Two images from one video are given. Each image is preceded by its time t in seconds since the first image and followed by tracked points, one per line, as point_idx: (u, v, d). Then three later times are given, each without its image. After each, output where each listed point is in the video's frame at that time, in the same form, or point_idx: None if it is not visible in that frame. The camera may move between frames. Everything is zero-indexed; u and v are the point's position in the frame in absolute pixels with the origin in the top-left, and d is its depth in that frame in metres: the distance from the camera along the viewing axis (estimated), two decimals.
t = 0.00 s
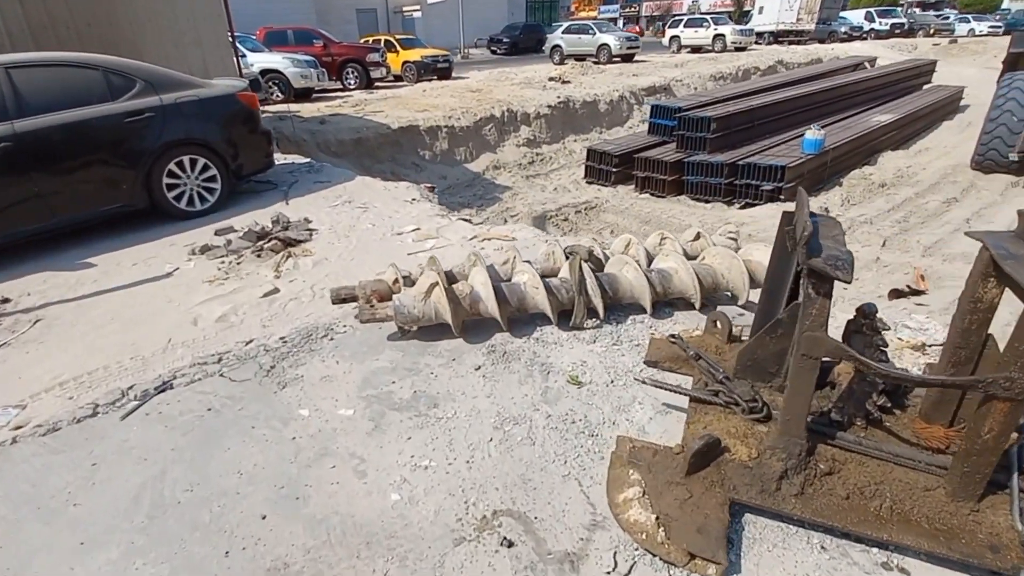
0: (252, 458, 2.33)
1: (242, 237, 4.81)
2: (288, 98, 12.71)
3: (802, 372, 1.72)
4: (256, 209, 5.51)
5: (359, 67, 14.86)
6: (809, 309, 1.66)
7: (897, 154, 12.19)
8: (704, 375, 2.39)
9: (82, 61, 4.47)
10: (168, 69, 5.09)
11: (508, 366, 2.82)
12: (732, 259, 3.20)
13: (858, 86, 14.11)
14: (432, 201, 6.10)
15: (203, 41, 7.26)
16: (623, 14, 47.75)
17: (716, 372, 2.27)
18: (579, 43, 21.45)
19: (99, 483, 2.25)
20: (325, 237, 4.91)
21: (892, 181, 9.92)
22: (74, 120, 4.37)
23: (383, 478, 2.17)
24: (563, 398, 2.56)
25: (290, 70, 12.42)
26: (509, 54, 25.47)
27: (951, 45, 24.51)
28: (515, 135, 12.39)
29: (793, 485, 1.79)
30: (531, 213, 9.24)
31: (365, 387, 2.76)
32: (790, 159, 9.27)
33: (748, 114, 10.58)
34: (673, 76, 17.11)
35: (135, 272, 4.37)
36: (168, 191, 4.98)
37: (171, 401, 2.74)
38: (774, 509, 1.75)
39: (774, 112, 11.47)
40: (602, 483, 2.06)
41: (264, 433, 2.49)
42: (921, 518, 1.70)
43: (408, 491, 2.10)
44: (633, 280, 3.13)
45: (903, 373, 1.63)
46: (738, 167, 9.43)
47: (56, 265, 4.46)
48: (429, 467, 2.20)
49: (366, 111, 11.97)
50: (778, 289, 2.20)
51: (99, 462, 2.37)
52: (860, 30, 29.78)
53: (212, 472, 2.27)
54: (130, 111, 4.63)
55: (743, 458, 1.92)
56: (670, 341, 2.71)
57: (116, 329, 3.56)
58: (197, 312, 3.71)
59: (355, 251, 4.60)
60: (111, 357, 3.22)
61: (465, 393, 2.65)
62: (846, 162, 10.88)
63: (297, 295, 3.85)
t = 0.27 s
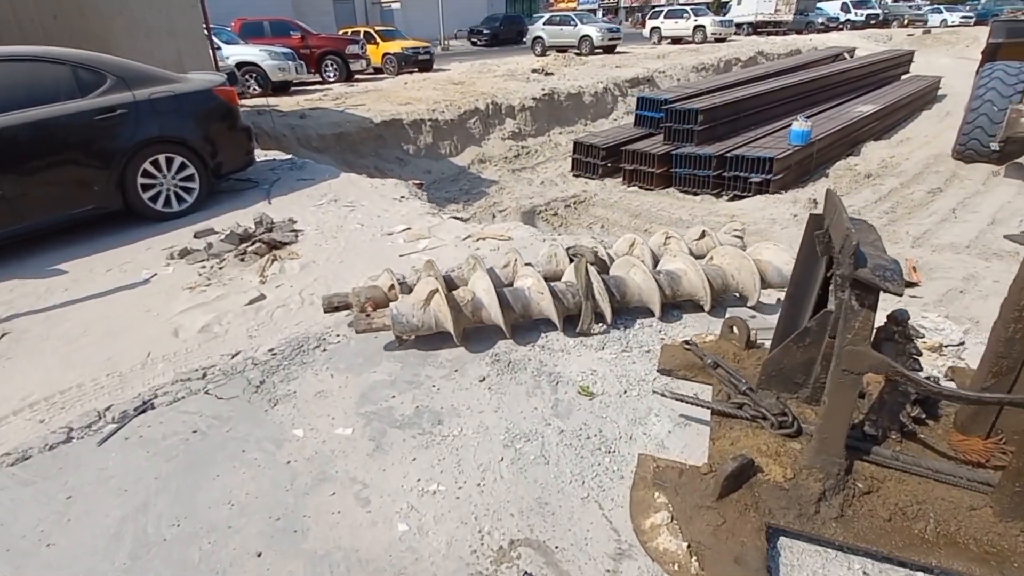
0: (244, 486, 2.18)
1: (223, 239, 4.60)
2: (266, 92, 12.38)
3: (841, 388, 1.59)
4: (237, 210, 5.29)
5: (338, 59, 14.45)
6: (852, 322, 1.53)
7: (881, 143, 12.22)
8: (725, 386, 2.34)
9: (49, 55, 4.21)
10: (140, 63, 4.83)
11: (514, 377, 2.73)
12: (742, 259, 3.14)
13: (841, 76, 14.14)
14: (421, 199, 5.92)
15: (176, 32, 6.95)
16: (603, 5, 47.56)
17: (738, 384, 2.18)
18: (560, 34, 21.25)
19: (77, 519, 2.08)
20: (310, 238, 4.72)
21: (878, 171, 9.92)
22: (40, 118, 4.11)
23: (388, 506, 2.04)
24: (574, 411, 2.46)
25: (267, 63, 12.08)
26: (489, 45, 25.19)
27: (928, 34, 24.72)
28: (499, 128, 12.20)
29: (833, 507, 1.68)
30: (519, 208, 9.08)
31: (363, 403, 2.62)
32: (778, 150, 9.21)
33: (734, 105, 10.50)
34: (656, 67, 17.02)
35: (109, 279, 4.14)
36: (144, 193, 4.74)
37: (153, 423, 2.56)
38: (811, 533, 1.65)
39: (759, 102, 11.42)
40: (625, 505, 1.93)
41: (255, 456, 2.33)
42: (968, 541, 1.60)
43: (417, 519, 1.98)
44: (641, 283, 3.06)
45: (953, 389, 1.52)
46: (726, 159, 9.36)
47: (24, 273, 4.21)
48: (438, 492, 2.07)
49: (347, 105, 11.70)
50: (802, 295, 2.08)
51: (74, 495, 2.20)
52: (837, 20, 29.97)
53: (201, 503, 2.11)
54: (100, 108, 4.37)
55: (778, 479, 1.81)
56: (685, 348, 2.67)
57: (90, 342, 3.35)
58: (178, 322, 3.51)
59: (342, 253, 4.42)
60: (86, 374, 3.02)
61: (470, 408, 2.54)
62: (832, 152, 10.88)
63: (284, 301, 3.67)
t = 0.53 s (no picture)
0: (225, 524, 1.99)
1: (192, 244, 4.33)
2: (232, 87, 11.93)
3: (881, 403, 1.48)
4: (207, 212, 5.01)
5: (305, 52, 14.00)
6: (894, 331, 1.41)
7: (855, 132, 12.29)
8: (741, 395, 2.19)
9: None
10: (95, 57, 4.50)
11: (512, 390, 2.57)
12: (744, 257, 3.05)
13: (814, 64, 14.20)
14: (400, 197, 5.70)
15: (132, 24, 6.58)
16: None
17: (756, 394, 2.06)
18: (532, 24, 20.99)
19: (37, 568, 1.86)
20: (286, 241, 4.47)
21: (854, 159, 9.97)
22: None
23: (385, 541, 1.87)
24: (580, 426, 2.31)
25: (231, 56, 11.63)
26: (460, 36, 24.79)
27: (893, 21, 25.04)
28: (475, 121, 11.97)
29: (872, 531, 1.57)
30: (498, 204, 8.89)
31: (351, 423, 2.43)
32: (757, 141, 9.06)
33: (711, 95, 10.42)
34: (630, 57, 16.92)
35: (69, 291, 3.86)
36: (104, 197, 4.44)
37: (121, 453, 2.34)
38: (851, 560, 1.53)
39: (736, 92, 11.38)
40: (644, 532, 1.80)
41: (236, 488, 2.13)
42: (1016, 563, 1.50)
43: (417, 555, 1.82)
44: (641, 285, 2.93)
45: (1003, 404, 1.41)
46: (705, 150, 9.26)
47: None
48: (440, 522, 1.92)
49: (317, 99, 11.33)
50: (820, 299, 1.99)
51: (35, 538, 1.98)
52: (804, 8, 30.24)
53: (178, 546, 1.91)
54: (53, 107, 4.06)
55: (810, 501, 1.68)
56: (691, 354, 2.54)
57: (49, 362, 3.09)
58: (146, 337, 3.26)
59: (320, 257, 4.19)
60: (44, 398, 2.76)
61: (467, 425, 2.36)
62: (808, 141, 10.90)
63: (260, 310, 3.44)
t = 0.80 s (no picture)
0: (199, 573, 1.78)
1: (154, 252, 4.04)
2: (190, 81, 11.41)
3: (930, 427, 1.49)
4: (170, 216, 4.71)
5: (266, 44, 13.49)
6: (949, 352, 1.39)
7: (824, 120, 12.38)
8: (757, 411, 2.26)
9: None
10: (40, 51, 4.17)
11: (509, 408, 2.43)
12: (745, 257, 3.11)
13: (783, 52, 14.26)
14: (374, 196, 5.46)
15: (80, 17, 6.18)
16: None
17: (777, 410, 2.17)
18: (499, 15, 20.67)
19: None
20: (256, 246, 4.22)
21: (826, 148, 10.04)
22: None
23: None
24: (584, 446, 2.21)
25: (189, 50, 11.11)
26: (425, 27, 24.32)
27: (854, 10, 25.40)
28: (446, 114, 11.70)
29: (917, 563, 1.60)
30: (474, 199, 8.67)
31: (336, 449, 2.24)
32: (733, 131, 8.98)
33: (684, 85, 10.34)
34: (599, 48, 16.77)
35: (19, 307, 3.55)
36: (55, 202, 4.12)
37: (81, 492, 2.10)
38: None
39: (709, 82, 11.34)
40: (664, 567, 1.73)
41: (212, 530, 1.92)
42: None
43: None
44: (639, 289, 2.87)
45: None
46: (681, 141, 9.18)
47: None
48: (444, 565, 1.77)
49: (281, 93, 10.92)
50: (846, 302, 2.08)
51: None
52: None
53: None
54: None
55: (850, 534, 1.72)
56: (698, 365, 2.52)
57: None
58: (106, 356, 3.00)
59: (294, 263, 3.95)
60: None
61: (464, 449, 2.22)
62: (782, 130, 10.92)
63: (230, 324, 3.20)
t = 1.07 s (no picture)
0: None
1: (116, 258, 3.78)
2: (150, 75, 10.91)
3: (971, 447, 1.60)
4: (133, 219, 4.43)
5: (229, 37, 13.00)
6: (996, 372, 1.49)
7: (795, 112, 12.48)
8: (772, 423, 2.27)
9: None
10: None
11: (509, 424, 2.33)
12: (742, 258, 3.05)
13: (750, 45, 14.35)
14: (351, 195, 5.25)
15: (29, 9, 5.81)
16: None
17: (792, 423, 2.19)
18: (468, 7, 20.36)
19: None
20: (228, 250, 3.99)
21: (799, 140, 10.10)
22: None
23: None
24: (591, 464, 2.17)
25: (147, 43, 10.61)
26: (392, 20, 23.83)
27: (818, 4, 25.76)
28: (419, 109, 11.44)
29: None
30: (452, 195, 8.47)
31: (324, 475, 2.08)
32: (706, 124, 8.90)
33: (655, 80, 10.28)
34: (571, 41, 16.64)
35: None
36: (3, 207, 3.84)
37: (40, 533, 1.90)
38: None
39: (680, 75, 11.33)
40: None
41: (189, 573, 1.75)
42: None
43: None
44: (636, 293, 2.78)
45: None
46: (656, 135, 9.10)
47: None
48: None
49: (246, 87, 10.52)
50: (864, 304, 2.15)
51: None
52: None
53: None
54: None
55: (885, 559, 1.78)
56: (704, 373, 2.52)
57: None
58: (67, 375, 2.76)
59: (268, 267, 3.73)
60: None
61: (463, 471, 2.11)
62: (752, 124, 10.98)
63: (202, 336, 2.98)
